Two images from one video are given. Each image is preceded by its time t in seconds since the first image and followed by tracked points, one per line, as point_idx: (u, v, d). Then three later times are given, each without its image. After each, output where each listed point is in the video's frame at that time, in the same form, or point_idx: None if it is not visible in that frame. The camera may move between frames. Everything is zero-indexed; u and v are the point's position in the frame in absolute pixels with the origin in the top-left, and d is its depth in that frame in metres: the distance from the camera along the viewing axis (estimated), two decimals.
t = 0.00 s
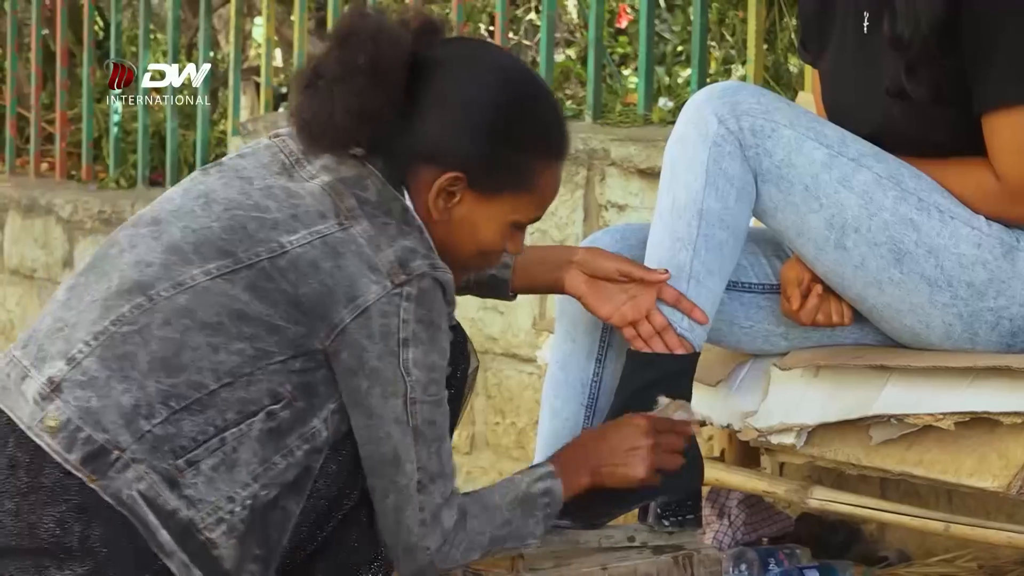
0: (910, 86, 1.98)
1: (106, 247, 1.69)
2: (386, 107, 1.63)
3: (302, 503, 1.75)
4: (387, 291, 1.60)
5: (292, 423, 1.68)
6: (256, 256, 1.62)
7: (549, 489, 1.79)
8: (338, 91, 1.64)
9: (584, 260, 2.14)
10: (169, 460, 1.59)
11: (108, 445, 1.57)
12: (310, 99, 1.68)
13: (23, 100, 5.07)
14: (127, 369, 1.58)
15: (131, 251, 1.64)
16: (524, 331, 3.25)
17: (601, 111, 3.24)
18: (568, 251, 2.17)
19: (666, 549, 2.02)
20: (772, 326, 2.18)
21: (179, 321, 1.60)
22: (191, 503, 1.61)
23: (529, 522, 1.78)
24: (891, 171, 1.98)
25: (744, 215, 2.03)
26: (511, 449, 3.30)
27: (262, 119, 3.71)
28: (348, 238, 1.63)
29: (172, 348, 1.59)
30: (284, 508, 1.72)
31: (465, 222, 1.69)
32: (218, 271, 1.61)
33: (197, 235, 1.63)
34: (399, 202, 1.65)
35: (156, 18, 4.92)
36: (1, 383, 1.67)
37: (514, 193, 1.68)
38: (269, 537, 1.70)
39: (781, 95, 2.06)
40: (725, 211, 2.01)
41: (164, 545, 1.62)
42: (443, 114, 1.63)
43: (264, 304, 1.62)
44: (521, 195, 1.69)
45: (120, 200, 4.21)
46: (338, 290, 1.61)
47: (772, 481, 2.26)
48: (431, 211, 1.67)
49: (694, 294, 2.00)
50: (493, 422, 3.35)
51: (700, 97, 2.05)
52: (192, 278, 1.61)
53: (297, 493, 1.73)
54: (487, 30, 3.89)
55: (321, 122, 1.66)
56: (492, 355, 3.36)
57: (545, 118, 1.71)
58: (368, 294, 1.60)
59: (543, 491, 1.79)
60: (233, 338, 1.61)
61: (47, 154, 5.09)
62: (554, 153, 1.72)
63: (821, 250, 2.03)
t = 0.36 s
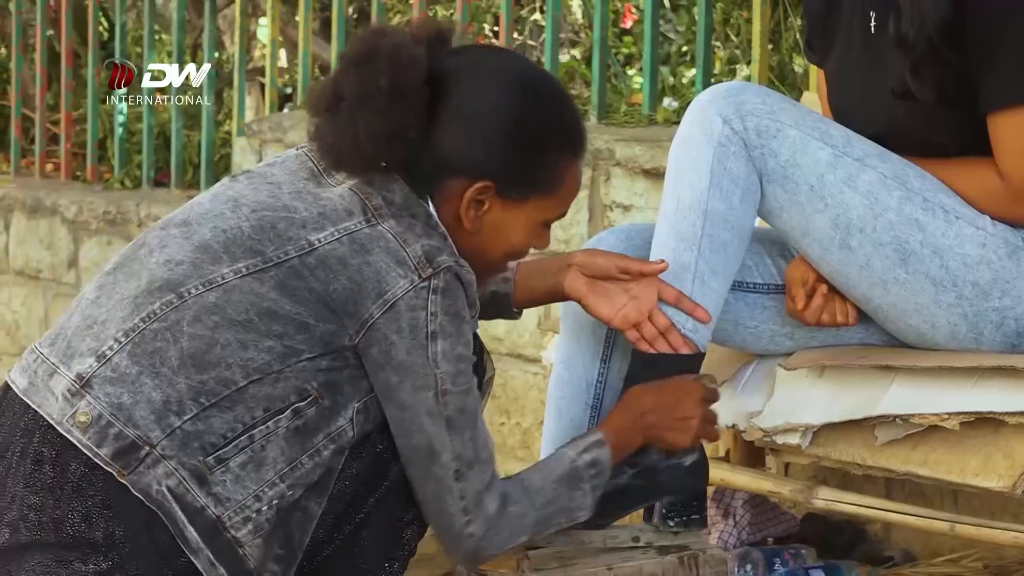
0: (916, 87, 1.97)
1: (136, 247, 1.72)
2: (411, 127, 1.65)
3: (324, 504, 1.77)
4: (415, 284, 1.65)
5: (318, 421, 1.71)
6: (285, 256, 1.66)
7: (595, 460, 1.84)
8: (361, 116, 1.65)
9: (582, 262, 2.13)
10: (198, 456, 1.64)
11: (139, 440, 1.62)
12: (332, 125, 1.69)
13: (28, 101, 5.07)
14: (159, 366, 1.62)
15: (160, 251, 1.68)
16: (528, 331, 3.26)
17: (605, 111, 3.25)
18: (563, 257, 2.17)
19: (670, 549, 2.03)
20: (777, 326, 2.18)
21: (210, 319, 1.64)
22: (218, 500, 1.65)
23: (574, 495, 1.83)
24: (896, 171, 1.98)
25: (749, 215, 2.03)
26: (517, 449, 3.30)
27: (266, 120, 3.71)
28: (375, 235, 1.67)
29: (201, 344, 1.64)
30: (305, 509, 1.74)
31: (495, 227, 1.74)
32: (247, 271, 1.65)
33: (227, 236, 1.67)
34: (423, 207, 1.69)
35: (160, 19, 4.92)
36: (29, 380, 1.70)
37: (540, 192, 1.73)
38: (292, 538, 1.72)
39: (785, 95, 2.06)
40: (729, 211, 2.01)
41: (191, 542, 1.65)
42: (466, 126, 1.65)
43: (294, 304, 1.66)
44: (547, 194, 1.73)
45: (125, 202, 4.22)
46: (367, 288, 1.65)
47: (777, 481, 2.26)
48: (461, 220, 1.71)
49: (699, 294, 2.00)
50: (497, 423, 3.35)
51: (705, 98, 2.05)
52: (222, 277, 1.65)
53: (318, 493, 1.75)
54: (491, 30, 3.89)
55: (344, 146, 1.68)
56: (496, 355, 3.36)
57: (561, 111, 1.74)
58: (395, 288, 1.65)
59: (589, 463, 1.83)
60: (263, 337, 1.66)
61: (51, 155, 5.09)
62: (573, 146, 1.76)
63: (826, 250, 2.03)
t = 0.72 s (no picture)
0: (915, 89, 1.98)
1: (132, 249, 1.75)
2: (409, 125, 1.67)
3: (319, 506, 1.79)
4: (409, 292, 1.66)
5: (312, 426, 1.73)
6: (280, 257, 1.67)
7: (553, 480, 1.80)
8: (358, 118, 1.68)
9: (582, 267, 2.14)
10: (190, 456, 1.66)
11: (132, 439, 1.64)
12: (329, 133, 1.72)
13: (28, 102, 5.08)
14: (152, 365, 1.64)
15: (157, 251, 1.70)
16: (529, 332, 3.26)
17: (606, 112, 3.25)
18: (564, 258, 2.18)
19: (671, 550, 2.03)
20: (778, 326, 2.18)
21: (205, 319, 1.66)
22: (210, 500, 1.67)
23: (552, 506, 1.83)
24: (897, 172, 1.98)
25: (749, 216, 2.03)
26: (518, 450, 3.30)
27: (267, 121, 3.71)
28: (372, 240, 1.69)
29: (196, 344, 1.65)
30: (298, 510, 1.76)
31: (496, 224, 1.75)
32: (242, 271, 1.67)
33: (222, 237, 1.68)
34: (423, 214, 1.71)
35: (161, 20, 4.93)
36: (26, 380, 1.73)
37: (538, 183, 1.75)
38: (284, 540, 1.74)
39: (786, 96, 2.05)
40: (730, 212, 2.01)
41: (181, 542, 1.68)
42: (462, 120, 1.68)
43: (288, 305, 1.68)
44: (546, 186, 1.75)
45: (126, 202, 4.23)
46: (361, 291, 1.67)
47: (778, 482, 2.26)
48: (462, 217, 1.73)
49: (699, 296, 2.00)
50: (498, 424, 3.36)
51: (705, 98, 2.05)
52: (217, 277, 1.66)
53: (312, 495, 1.77)
54: (492, 31, 3.90)
55: (346, 152, 1.70)
56: (496, 356, 3.36)
57: (552, 101, 1.77)
58: (389, 294, 1.66)
59: (546, 482, 1.79)
60: (256, 337, 1.67)
61: (52, 155, 5.09)
62: (565, 136, 1.79)
63: (826, 251, 2.03)
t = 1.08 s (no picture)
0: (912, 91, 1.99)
1: (121, 250, 1.76)
2: (400, 100, 1.71)
3: (314, 504, 1.79)
4: (401, 280, 1.68)
5: (307, 421, 1.73)
6: (271, 252, 1.68)
7: (551, 473, 1.85)
8: (352, 93, 1.70)
9: (581, 267, 2.13)
10: (185, 454, 1.66)
11: (126, 438, 1.64)
12: (318, 111, 1.74)
13: (27, 102, 5.08)
14: (145, 363, 1.65)
15: (146, 251, 1.71)
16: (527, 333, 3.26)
17: (605, 112, 3.25)
18: (566, 256, 2.17)
19: (670, 551, 2.03)
20: (777, 327, 2.18)
21: (196, 315, 1.66)
22: (205, 498, 1.67)
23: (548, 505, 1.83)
24: (896, 172, 1.98)
25: (748, 216, 2.02)
26: (516, 450, 3.30)
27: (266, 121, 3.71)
28: (360, 232, 1.70)
29: (188, 341, 1.66)
30: (294, 508, 1.76)
31: (477, 203, 1.80)
32: (233, 266, 1.68)
33: (212, 234, 1.70)
34: (407, 202, 1.74)
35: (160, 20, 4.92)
36: (18, 383, 1.74)
37: (516, 163, 1.80)
38: (281, 538, 1.74)
39: (784, 96, 2.05)
40: (729, 212, 2.00)
41: (177, 540, 1.67)
42: (450, 97, 1.72)
43: (280, 299, 1.68)
44: (525, 164, 1.81)
45: (125, 202, 4.23)
46: (353, 282, 1.68)
47: (777, 483, 2.26)
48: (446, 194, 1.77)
49: (699, 297, 2.00)
50: (497, 424, 3.35)
51: (705, 99, 2.05)
52: (208, 274, 1.67)
53: (308, 493, 1.77)
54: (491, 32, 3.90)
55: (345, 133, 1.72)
56: (495, 356, 3.36)
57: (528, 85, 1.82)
58: (381, 283, 1.68)
59: (546, 475, 1.84)
60: (249, 331, 1.68)
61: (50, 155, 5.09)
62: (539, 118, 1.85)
63: (826, 252, 2.03)
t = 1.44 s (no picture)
0: (906, 87, 1.98)
1: (111, 252, 1.77)
2: (396, 87, 1.75)
3: (306, 503, 1.78)
4: (391, 275, 1.69)
5: (299, 419, 1.72)
6: (261, 249, 1.69)
7: (567, 469, 1.84)
8: (350, 78, 1.74)
9: (579, 269, 2.13)
10: (177, 450, 1.66)
11: (117, 435, 1.64)
12: (314, 103, 1.76)
13: (27, 103, 5.08)
14: (136, 360, 1.65)
15: (136, 252, 1.72)
16: (524, 333, 3.27)
17: (604, 113, 3.25)
18: (564, 258, 2.17)
19: (669, 551, 2.03)
20: (776, 328, 2.18)
21: (187, 312, 1.66)
22: (197, 494, 1.67)
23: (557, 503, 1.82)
24: (895, 173, 1.98)
25: (748, 218, 2.02)
26: (515, 451, 3.30)
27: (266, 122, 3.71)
28: (348, 229, 1.72)
29: (179, 338, 1.66)
30: (287, 506, 1.75)
31: (465, 197, 1.84)
32: (223, 264, 1.69)
33: (201, 233, 1.71)
34: (394, 202, 1.76)
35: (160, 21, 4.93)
36: (9, 383, 1.74)
37: (498, 159, 1.85)
38: (274, 536, 1.74)
39: (784, 97, 2.05)
40: (730, 213, 2.00)
41: (169, 535, 1.67)
42: (439, 88, 1.78)
43: (270, 295, 1.69)
44: (506, 160, 1.87)
45: (124, 202, 4.23)
46: (344, 278, 1.69)
47: (775, 484, 2.26)
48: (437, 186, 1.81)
49: (699, 298, 2.00)
50: (496, 425, 3.35)
51: (704, 99, 2.05)
52: (198, 271, 1.68)
53: (300, 491, 1.76)
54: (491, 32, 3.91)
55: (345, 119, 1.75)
56: (494, 357, 3.36)
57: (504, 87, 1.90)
58: (372, 279, 1.69)
59: (562, 470, 1.83)
60: (240, 328, 1.68)
61: (49, 155, 5.09)
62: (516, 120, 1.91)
63: (825, 252, 2.03)
